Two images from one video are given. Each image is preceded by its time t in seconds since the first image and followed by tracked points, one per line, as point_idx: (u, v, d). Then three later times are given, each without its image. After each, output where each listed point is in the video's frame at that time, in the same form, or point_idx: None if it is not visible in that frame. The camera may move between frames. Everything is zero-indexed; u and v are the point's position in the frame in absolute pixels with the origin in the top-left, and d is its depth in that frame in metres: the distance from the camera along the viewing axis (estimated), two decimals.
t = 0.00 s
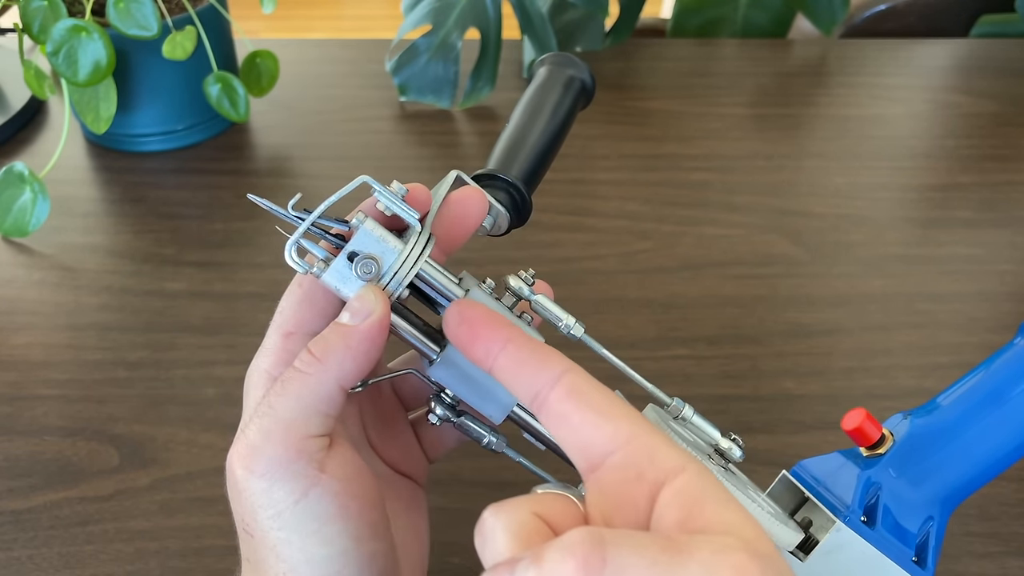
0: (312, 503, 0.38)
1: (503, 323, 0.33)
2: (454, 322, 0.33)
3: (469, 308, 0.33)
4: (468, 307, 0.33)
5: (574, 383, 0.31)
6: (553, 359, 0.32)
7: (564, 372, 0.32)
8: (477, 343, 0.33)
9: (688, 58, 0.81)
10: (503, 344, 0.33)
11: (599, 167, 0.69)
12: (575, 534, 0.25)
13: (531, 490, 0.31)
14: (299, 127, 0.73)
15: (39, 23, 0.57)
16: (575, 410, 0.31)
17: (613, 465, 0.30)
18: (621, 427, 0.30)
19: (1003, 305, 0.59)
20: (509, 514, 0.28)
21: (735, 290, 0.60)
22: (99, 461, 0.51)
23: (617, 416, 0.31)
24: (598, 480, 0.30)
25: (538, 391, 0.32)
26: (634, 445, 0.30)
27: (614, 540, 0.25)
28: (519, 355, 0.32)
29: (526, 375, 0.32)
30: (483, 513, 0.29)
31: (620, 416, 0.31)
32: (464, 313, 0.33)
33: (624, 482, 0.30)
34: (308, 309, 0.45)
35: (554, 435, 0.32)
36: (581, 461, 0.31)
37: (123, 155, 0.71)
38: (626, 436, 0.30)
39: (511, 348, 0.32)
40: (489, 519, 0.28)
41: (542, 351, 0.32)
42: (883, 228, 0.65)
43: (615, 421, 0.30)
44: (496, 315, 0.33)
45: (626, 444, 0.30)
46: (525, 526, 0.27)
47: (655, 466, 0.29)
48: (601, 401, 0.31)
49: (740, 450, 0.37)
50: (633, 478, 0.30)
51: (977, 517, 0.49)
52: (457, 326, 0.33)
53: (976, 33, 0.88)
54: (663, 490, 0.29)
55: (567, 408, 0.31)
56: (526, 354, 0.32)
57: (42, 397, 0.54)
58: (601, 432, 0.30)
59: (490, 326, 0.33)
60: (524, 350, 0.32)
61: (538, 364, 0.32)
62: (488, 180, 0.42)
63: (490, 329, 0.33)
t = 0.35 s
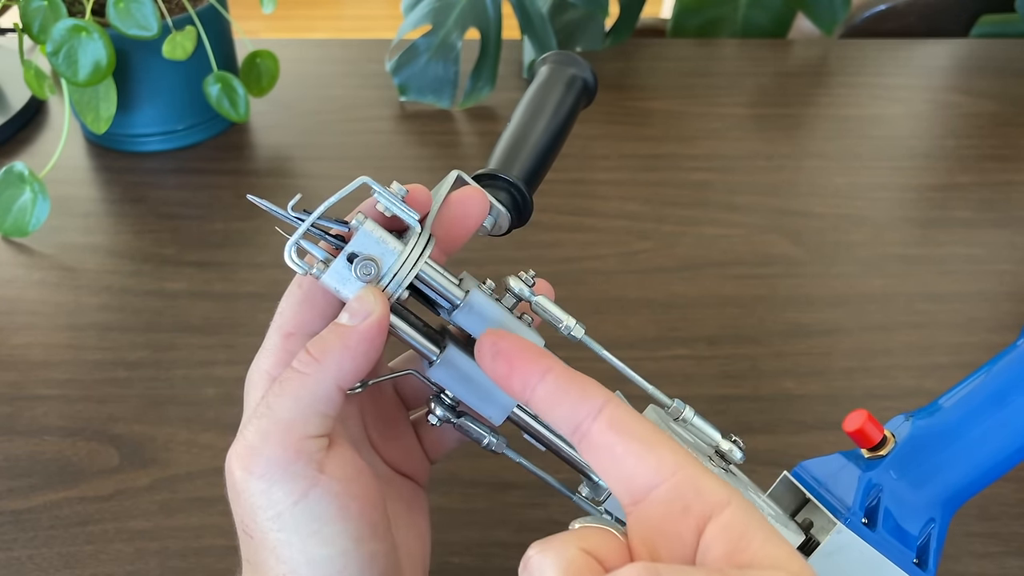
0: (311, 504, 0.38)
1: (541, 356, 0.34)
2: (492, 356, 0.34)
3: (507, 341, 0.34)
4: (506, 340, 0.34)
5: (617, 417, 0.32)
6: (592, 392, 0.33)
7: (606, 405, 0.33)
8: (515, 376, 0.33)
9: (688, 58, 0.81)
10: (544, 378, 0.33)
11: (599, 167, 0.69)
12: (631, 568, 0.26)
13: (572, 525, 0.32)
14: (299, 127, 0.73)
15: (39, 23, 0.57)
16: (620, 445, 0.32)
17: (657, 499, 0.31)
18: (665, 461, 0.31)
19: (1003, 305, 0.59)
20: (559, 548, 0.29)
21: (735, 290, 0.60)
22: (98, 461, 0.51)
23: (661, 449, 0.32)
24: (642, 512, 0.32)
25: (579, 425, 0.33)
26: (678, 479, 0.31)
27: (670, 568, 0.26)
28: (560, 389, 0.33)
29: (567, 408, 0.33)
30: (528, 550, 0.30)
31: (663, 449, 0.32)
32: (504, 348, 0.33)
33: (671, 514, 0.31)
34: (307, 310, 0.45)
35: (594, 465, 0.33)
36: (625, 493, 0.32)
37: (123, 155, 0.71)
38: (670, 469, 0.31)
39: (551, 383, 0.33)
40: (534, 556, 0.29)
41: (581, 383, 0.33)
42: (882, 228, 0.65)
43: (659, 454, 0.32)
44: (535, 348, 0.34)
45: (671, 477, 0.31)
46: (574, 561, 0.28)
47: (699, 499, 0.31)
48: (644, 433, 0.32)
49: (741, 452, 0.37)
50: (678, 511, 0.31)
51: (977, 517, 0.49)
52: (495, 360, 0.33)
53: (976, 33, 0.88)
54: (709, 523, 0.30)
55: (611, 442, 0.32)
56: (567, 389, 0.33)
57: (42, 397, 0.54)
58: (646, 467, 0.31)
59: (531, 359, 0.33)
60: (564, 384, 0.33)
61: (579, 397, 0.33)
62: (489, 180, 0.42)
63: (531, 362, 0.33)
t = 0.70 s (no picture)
0: (310, 505, 0.38)
1: (551, 358, 0.34)
2: (502, 358, 0.34)
3: (517, 342, 0.34)
4: (515, 342, 0.34)
5: (626, 418, 0.33)
6: (602, 393, 0.33)
7: (616, 406, 0.33)
8: (526, 378, 0.33)
9: (688, 58, 0.81)
10: (555, 380, 0.33)
11: (599, 167, 0.69)
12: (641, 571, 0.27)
13: (582, 527, 0.33)
14: (299, 127, 0.73)
15: (39, 23, 0.57)
16: (631, 446, 0.32)
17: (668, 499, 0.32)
18: (675, 462, 0.32)
19: (1003, 305, 0.59)
20: (571, 552, 0.29)
21: (735, 290, 0.60)
22: (98, 461, 0.51)
23: (670, 450, 0.32)
24: (652, 514, 0.32)
25: (590, 426, 0.33)
26: (689, 481, 0.32)
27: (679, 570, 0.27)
28: (570, 391, 0.33)
29: (578, 410, 0.33)
30: (540, 554, 0.30)
31: (672, 450, 0.32)
32: (514, 350, 0.33)
33: (682, 515, 0.32)
34: (307, 310, 0.45)
35: (603, 466, 0.34)
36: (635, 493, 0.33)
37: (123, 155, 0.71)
38: (681, 470, 0.32)
39: (562, 385, 0.33)
40: (547, 559, 0.30)
41: (591, 385, 0.33)
42: (882, 228, 0.65)
43: (669, 455, 0.32)
44: (544, 349, 0.34)
45: (681, 478, 0.32)
46: (586, 563, 0.29)
47: (708, 499, 0.31)
48: (654, 434, 0.33)
49: (741, 452, 0.37)
50: (689, 512, 0.31)
51: (977, 517, 0.49)
52: (505, 363, 0.33)
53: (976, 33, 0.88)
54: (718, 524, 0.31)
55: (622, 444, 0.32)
56: (578, 390, 0.33)
57: (42, 397, 0.54)
58: (657, 468, 0.32)
59: (542, 361, 0.33)
60: (574, 386, 0.33)
61: (590, 399, 0.33)
62: (489, 180, 0.42)
63: (541, 364, 0.33)
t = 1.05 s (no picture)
0: (309, 505, 0.38)
1: (575, 368, 0.34)
2: (526, 367, 0.34)
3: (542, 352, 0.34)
4: (540, 352, 0.34)
5: (651, 431, 0.33)
6: (626, 404, 0.33)
7: (640, 418, 0.33)
8: (550, 386, 0.34)
9: (688, 58, 0.81)
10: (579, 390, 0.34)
11: (599, 167, 0.69)
12: None
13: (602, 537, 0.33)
14: (299, 127, 0.73)
15: (39, 23, 0.57)
16: (655, 458, 0.33)
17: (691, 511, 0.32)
18: (699, 476, 0.32)
19: (1003, 305, 0.59)
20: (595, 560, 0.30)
21: (734, 290, 0.60)
22: (98, 461, 0.51)
23: (694, 463, 0.33)
24: (675, 524, 0.33)
25: (613, 437, 0.33)
26: (711, 494, 0.32)
27: None
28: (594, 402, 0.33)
29: (602, 421, 0.33)
30: (562, 561, 0.31)
31: (696, 463, 0.33)
32: (540, 359, 0.33)
33: (705, 528, 0.32)
34: (306, 310, 0.45)
35: (624, 475, 0.34)
36: (657, 504, 0.33)
37: (123, 155, 0.71)
38: (704, 484, 0.32)
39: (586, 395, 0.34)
40: (569, 566, 0.30)
41: (616, 396, 0.34)
42: (882, 228, 0.65)
43: (693, 469, 0.32)
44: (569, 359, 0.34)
45: (704, 491, 0.32)
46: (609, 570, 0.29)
47: (729, 513, 0.32)
48: (677, 446, 0.33)
49: (740, 451, 0.37)
50: (712, 524, 0.32)
51: (977, 517, 0.49)
52: (529, 372, 0.33)
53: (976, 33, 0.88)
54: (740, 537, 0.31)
55: (646, 456, 0.33)
56: (602, 400, 0.33)
57: (42, 397, 0.54)
58: (680, 481, 0.32)
59: (567, 371, 0.34)
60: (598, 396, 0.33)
61: (615, 411, 0.33)
62: (489, 180, 0.42)
63: (566, 374, 0.34)
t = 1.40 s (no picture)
0: (309, 505, 0.38)
1: (574, 374, 0.34)
2: (525, 373, 0.33)
3: (540, 358, 0.34)
4: (538, 358, 0.33)
5: (648, 437, 0.33)
6: (623, 410, 0.33)
7: (638, 424, 0.33)
8: (550, 394, 0.34)
9: (688, 58, 0.81)
10: (577, 396, 0.33)
11: (599, 167, 0.69)
12: None
13: (597, 543, 0.32)
14: (299, 127, 0.73)
15: (39, 23, 0.57)
16: (652, 464, 0.32)
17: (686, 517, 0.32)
18: (695, 482, 0.32)
19: (1003, 305, 0.59)
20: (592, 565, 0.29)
21: (735, 290, 0.60)
22: (98, 461, 0.51)
23: (691, 469, 0.32)
24: (671, 530, 0.32)
25: (611, 443, 0.33)
26: (707, 500, 0.32)
27: None
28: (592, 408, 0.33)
29: (600, 427, 0.33)
30: (559, 567, 0.30)
31: (692, 469, 0.32)
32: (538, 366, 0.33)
33: (701, 533, 0.32)
34: (305, 310, 0.45)
35: (621, 481, 0.34)
36: (654, 510, 0.33)
37: (123, 155, 0.71)
38: (700, 490, 0.32)
39: (583, 402, 0.33)
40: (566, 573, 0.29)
41: (614, 403, 0.33)
42: (882, 228, 0.65)
43: (689, 475, 0.32)
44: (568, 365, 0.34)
45: (700, 497, 0.32)
46: None
47: (725, 519, 0.31)
48: (674, 452, 0.33)
49: (741, 452, 0.37)
50: (707, 531, 0.32)
51: (977, 517, 0.49)
52: (528, 377, 0.33)
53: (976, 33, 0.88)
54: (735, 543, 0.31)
55: (643, 463, 0.32)
56: (600, 406, 0.33)
57: (42, 397, 0.54)
58: (676, 487, 0.32)
59: (565, 378, 0.33)
60: (596, 403, 0.33)
61: (612, 417, 0.33)
62: (489, 180, 0.42)
63: (565, 380, 0.33)
